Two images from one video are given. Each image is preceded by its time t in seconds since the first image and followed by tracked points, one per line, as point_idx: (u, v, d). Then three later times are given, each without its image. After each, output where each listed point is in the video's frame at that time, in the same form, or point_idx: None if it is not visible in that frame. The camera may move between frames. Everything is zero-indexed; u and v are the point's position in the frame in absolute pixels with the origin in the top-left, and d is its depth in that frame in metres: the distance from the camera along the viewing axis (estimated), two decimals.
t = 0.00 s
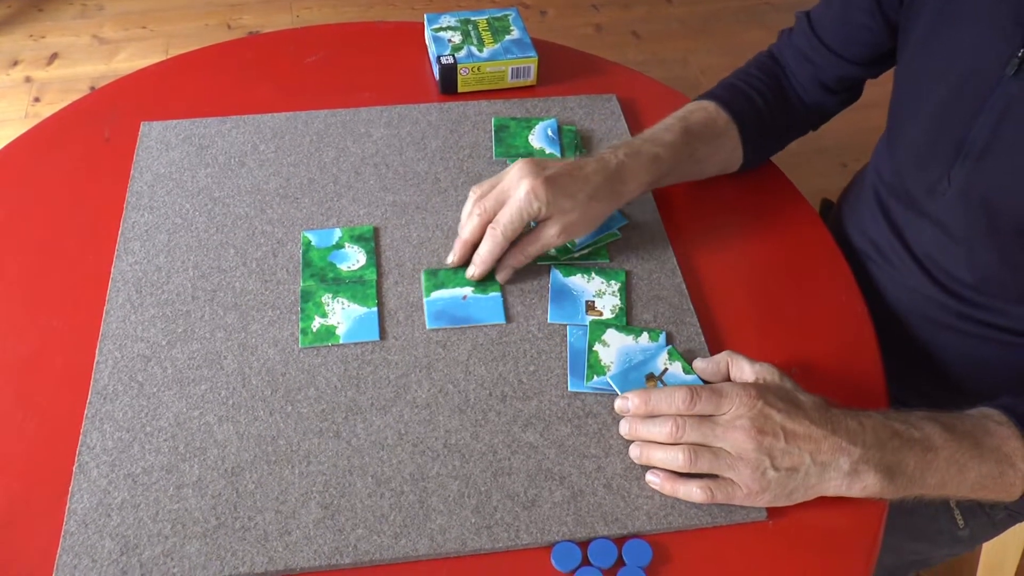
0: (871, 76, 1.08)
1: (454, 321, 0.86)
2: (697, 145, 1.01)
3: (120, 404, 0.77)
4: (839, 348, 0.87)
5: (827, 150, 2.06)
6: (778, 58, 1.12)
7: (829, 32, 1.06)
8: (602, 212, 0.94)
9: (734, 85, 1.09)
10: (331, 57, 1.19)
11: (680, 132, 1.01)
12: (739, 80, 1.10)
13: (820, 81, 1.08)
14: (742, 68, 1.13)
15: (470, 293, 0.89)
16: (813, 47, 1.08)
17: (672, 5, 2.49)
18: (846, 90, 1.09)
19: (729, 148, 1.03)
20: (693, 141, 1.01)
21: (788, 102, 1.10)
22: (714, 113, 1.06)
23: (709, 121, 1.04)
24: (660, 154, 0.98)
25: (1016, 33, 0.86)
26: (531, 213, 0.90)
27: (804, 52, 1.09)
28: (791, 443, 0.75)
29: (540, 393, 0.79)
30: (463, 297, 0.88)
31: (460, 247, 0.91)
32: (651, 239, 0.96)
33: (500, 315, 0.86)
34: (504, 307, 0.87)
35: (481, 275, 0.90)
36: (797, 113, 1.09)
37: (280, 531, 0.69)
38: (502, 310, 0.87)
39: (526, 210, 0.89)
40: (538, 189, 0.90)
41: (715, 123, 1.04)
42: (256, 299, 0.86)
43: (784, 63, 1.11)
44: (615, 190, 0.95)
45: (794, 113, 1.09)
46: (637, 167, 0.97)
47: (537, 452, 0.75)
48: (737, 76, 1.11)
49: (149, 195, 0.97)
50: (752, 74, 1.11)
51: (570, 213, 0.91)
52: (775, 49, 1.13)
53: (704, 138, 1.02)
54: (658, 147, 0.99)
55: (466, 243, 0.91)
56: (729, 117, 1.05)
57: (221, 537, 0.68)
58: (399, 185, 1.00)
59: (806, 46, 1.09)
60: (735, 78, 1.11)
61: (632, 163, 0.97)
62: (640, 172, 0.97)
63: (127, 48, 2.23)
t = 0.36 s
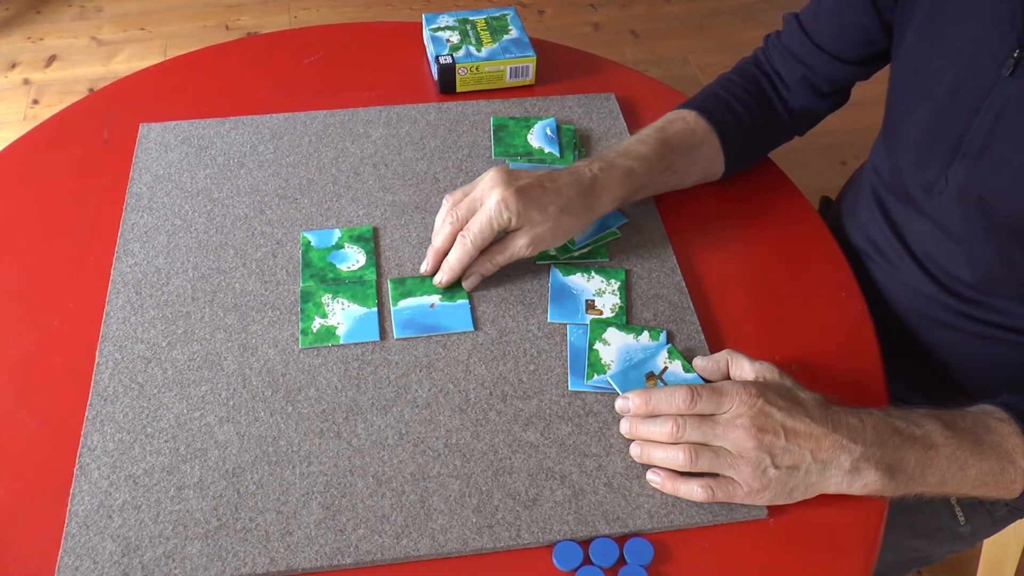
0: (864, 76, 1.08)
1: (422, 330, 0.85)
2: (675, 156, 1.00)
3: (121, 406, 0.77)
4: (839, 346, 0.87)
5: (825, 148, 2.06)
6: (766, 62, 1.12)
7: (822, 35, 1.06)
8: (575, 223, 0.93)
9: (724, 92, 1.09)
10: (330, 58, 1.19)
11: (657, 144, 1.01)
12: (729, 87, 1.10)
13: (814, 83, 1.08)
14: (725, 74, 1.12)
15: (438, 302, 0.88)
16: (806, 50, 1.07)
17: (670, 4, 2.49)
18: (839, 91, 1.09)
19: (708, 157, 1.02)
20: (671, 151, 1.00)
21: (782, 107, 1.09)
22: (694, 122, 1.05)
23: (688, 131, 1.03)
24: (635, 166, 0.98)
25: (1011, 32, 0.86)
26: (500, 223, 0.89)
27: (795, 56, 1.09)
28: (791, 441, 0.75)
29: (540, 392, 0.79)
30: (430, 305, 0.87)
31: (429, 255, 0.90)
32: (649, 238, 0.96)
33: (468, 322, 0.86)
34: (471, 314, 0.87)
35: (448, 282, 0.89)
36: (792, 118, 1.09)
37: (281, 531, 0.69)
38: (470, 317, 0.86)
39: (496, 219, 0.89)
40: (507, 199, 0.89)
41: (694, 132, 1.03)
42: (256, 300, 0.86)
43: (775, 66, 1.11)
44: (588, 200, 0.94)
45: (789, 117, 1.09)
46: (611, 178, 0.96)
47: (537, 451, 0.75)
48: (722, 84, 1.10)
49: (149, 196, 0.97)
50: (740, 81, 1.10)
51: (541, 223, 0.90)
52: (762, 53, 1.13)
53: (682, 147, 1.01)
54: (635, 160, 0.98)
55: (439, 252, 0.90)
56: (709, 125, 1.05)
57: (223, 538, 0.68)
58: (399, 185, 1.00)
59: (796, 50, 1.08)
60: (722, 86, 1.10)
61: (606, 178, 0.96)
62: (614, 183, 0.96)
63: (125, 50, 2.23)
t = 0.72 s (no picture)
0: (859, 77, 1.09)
1: (412, 332, 0.84)
2: (668, 159, 1.00)
3: (123, 408, 0.77)
4: (840, 344, 0.87)
5: (823, 146, 2.07)
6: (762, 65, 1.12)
7: (821, 37, 1.06)
8: (568, 227, 0.93)
9: (721, 97, 1.08)
10: (329, 58, 1.19)
11: (650, 148, 1.00)
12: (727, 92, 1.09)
13: (811, 84, 1.08)
14: (721, 77, 1.12)
15: (428, 304, 0.87)
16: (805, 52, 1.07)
17: (667, 3, 2.49)
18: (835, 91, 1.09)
19: (702, 160, 1.01)
20: (665, 154, 1.00)
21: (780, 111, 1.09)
22: (688, 125, 1.05)
23: (682, 134, 1.03)
24: (628, 170, 0.97)
25: (1006, 31, 0.85)
26: (492, 226, 0.89)
27: (791, 60, 1.09)
28: (793, 440, 0.75)
29: (542, 392, 0.79)
30: (421, 306, 0.87)
31: (421, 257, 0.90)
32: (649, 237, 0.96)
33: (459, 324, 0.85)
34: (462, 316, 0.86)
35: (440, 283, 0.89)
36: (788, 122, 1.10)
37: (285, 533, 0.69)
38: (461, 319, 0.86)
39: (488, 222, 0.88)
40: (499, 202, 0.89)
41: (688, 135, 1.03)
42: (257, 301, 0.86)
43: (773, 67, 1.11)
44: (581, 204, 0.94)
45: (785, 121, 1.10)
46: (604, 182, 0.96)
47: (540, 451, 0.75)
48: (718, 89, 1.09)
49: (149, 198, 0.97)
50: (736, 83, 1.10)
51: (532, 226, 0.90)
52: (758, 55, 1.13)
53: (676, 150, 1.01)
54: (628, 164, 0.98)
55: (432, 255, 0.90)
56: (703, 127, 1.05)
57: (226, 540, 0.68)
58: (399, 186, 1.00)
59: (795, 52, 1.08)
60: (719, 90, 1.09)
61: (598, 182, 0.96)
62: (606, 187, 0.96)
63: (123, 52, 2.23)
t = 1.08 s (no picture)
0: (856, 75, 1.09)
1: (412, 329, 0.85)
2: (666, 158, 1.00)
3: (124, 407, 0.77)
4: (839, 340, 0.87)
5: (819, 143, 2.07)
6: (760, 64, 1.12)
7: (819, 36, 1.06)
8: (566, 226, 0.93)
9: (719, 97, 1.09)
10: (327, 57, 1.19)
11: (647, 147, 1.01)
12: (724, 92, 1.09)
13: (807, 82, 1.08)
14: (717, 76, 1.12)
15: (427, 302, 0.88)
16: (803, 51, 1.07)
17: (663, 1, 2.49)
18: (832, 90, 1.10)
19: (700, 158, 1.02)
20: (663, 153, 1.00)
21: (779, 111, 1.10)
22: (685, 123, 1.05)
23: (680, 133, 1.04)
24: (625, 169, 0.98)
25: (1002, 28, 0.86)
26: (491, 224, 0.89)
27: (788, 59, 1.09)
28: (793, 434, 0.75)
29: (542, 389, 0.80)
30: (420, 304, 0.87)
31: (420, 255, 0.90)
32: (648, 234, 0.96)
33: (458, 321, 0.86)
34: (462, 314, 0.87)
35: (437, 281, 0.89)
36: (786, 121, 1.10)
37: (287, 530, 0.69)
38: (459, 316, 0.86)
39: (486, 220, 0.89)
40: (497, 200, 0.89)
41: (685, 134, 1.04)
42: (258, 300, 0.86)
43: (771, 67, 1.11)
44: (579, 203, 0.94)
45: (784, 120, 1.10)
46: (602, 180, 0.96)
47: (541, 447, 0.75)
48: (715, 90, 1.10)
49: (149, 198, 0.97)
50: (733, 83, 1.10)
51: (530, 225, 0.90)
52: (755, 54, 1.13)
53: (674, 149, 1.01)
54: (625, 163, 0.98)
55: (431, 253, 0.90)
56: (700, 125, 1.05)
57: (229, 537, 0.68)
58: (398, 184, 1.00)
59: (793, 51, 1.08)
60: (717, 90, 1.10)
61: (596, 181, 0.96)
62: (604, 185, 0.96)
63: (119, 52, 2.23)
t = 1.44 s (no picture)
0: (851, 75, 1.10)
1: (408, 326, 0.85)
2: (662, 156, 1.00)
3: (121, 404, 0.77)
4: (834, 336, 0.87)
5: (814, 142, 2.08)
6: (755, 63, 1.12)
7: (816, 35, 1.06)
8: (562, 224, 0.93)
9: (716, 95, 1.09)
10: (324, 55, 1.19)
11: (644, 145, 1.01)
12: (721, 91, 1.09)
13: (803, 80, 1.08)
14: (713, 74, 1.12)
15: (423, 299, 0.88)
16: (800, 50, 1.08)
17: None
18: (827, 90, 1.10)
19: (696, 157, 1.02)
20: (659, 151, 1.00)
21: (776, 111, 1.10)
22: (680, 121, 1.06)
23: (675, 131, 1.04)
24: (621, 167, 0.98)
25: (996, 25, 0.86)
26: (487, 221, 0.89)
27: (785, 58, 1.09)
28: (788, 430, 0.75)
29: (539, 385, 0.80)
30: (416, 301, 0.87)
31: (415, 254, 0.90)
32: (644, 231, 0.97)
33: (454, 319, 0.86)
34: (458, 311, 0.87)
35: (434, 278, 0.89)
36: (782, 120, 1.10)
37: (284, 526, 0.69)
38: (456, 313, 0.86)
39: (483, 218, 0.89)
40: (493, 198, 0.89)
41: (681, 132, 1.04)
42: (255, 297, 0.86)
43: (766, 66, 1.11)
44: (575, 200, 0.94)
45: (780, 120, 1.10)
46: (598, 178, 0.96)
47: (537, 444, 0.75)
48: (712, 89, 1.09)
49: (145, 195, 0.97)
50: (729, 80, 1.10)
51: (527, 222, 0.90)
52: (750, 52, 1.13)
53: (671, 147, 1.01)
54: (622, 161, 0.99)
55: (428, 250, 0.90)
56: (695, 123, 1.05)
57: (225, 534, 0.68)
58: (394, 182, 1.00)
59: (790, 51, 1.09)
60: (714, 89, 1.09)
61: (592, 179, 0.96)
62: (600, 183, 0.96)
63: (114, 51, 2.22)
